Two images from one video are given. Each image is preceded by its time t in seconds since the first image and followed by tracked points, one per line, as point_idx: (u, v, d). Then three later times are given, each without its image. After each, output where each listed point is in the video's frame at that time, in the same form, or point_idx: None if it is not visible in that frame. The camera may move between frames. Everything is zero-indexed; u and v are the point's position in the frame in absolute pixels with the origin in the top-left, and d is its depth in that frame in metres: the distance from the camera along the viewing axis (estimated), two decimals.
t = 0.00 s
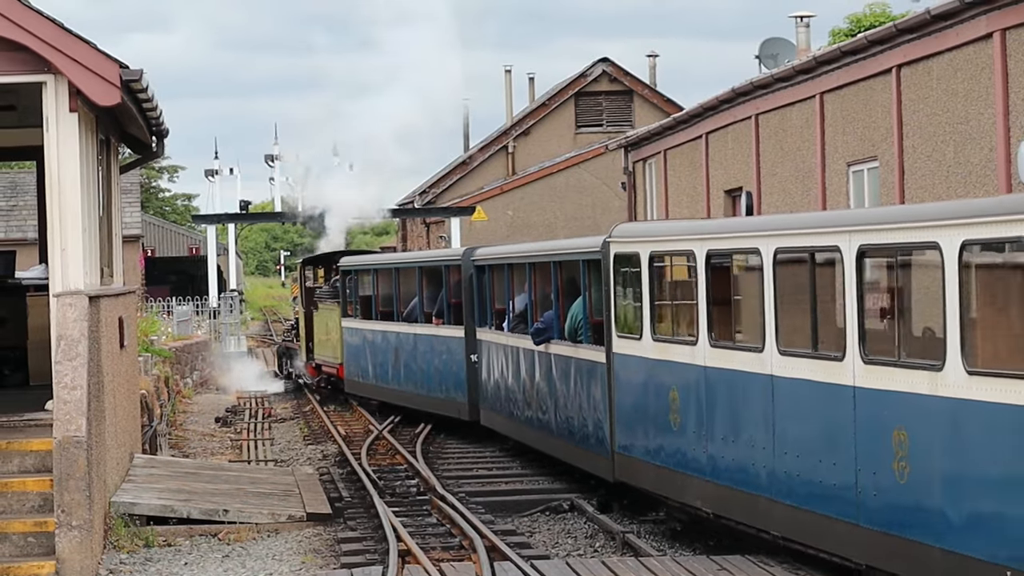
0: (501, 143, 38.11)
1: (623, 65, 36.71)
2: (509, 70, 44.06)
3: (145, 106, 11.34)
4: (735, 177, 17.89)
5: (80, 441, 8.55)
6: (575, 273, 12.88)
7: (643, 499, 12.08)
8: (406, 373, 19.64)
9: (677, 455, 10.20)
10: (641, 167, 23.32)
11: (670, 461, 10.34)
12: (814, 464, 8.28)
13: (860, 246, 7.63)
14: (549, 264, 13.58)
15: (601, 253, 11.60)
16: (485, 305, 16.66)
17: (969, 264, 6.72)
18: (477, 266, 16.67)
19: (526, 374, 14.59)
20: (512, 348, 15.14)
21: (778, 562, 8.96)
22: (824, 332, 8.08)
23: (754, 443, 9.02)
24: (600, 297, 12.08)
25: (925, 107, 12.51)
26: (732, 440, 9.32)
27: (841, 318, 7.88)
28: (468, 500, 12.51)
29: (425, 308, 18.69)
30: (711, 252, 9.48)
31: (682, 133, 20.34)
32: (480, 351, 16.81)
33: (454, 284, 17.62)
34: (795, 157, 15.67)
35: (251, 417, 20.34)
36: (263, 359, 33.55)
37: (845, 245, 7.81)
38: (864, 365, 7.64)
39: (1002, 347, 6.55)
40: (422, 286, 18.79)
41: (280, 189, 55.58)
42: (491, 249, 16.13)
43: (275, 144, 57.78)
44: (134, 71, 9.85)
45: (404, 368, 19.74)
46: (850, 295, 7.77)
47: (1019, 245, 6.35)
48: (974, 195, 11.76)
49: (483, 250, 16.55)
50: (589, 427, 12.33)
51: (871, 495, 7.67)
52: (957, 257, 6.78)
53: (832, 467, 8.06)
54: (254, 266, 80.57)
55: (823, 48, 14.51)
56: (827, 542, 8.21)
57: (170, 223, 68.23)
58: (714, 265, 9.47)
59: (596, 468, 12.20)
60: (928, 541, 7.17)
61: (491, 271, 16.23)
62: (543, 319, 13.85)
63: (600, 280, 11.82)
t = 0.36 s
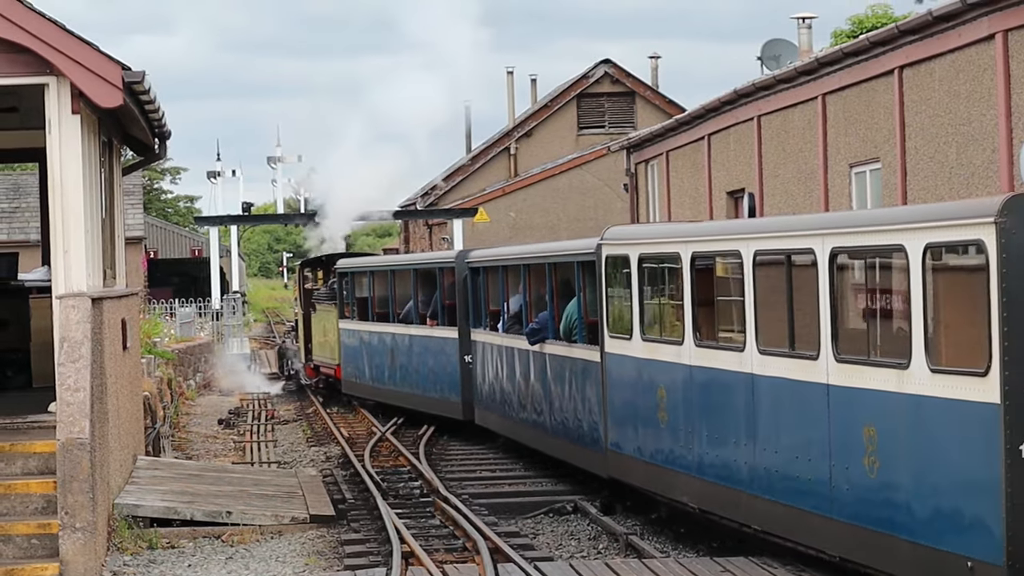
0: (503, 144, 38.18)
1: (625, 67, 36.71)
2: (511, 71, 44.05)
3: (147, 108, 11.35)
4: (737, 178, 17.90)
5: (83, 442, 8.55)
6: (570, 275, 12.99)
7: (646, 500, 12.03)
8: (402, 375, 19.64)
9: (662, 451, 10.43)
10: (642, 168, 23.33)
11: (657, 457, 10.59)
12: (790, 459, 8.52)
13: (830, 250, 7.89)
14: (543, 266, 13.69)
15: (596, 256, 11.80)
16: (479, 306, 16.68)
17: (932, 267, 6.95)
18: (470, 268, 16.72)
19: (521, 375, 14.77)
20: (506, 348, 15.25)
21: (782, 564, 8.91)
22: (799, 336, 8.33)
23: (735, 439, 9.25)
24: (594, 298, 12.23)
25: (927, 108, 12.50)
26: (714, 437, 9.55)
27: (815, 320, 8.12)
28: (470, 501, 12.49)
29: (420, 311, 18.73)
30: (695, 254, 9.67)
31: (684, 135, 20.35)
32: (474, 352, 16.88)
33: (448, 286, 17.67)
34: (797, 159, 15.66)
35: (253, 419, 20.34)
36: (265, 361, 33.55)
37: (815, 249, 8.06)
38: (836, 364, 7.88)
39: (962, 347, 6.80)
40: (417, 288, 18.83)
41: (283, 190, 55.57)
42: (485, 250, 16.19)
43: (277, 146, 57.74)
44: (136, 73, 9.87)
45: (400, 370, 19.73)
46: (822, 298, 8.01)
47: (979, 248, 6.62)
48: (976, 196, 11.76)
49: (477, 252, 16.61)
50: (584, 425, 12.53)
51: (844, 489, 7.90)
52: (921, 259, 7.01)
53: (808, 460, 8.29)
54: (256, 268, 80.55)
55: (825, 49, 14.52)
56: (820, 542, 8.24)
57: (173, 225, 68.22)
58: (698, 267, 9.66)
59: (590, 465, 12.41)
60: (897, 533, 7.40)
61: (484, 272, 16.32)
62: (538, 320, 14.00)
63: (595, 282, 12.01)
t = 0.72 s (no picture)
0: (508, 146, 38.24)
1: (629, 68, 36.71)
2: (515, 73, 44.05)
3: (152, 109, 11.33)
4: (741, 179, 17.89)
5: (87, 444, 8.60)
6: (565, 275, 13.11)
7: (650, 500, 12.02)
8: (400, 376, 19.65)
9: (652, 448, 10.71)
10: (646, 170, 23.32)
11: (646, 455, 10.87)
12: (770, 455, 8.80)
13: (807, 251, 8.16)
14: (540, 267, 13.78)
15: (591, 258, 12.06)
16: (474, 306, 16.70)
17: (901, 268, 7.22)
18: (466, 269, 16.79)
19: (513, 373, 14.97)
20: (502, 349, 15.34)
21: (785, 564, 8.93)
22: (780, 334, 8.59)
23: (720, 435, 9.52)
24: (590, 298, 12.34)
25: (931, 109, 12.49)
26: (700, 435, 9.83)
27: (793, 320, 8.39)
28: (476, 503, 12.50)
29: (416, 312, 18.77)
30: (683, 256, 9.93)
31: (688, 136, 20.32)
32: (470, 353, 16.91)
33: (444, 287, 17.69)
34: (801, 160, 15.65)
35: (257, 420, 20.34)
36: (270, 362, 33.55)
37: (794, 251, 8.34)
38: (813, 362, 8.17)
39: (926, 346, 7.08)
40: (414, 289, 18.87)
41: (286, 191, 55.59)
42: (481, 252, 16.22)
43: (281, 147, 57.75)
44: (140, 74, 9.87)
45: (398, 370, 19.74)
46: (799, 297, 8.30)
47: (942, 251, 6.88)
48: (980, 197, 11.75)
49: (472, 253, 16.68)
50: (578, 424, 12.76)
51: (820, 483, 8.20)
52: (890, 262, 7.29)
53: (787, 456, 8.58)
54: (260, 269, 80.56)
55: (829, 50, 14.50)
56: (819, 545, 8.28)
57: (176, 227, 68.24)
58: (686, 268, 9.92)
59: (585, 463, 12.66)
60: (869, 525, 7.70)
61: (480, 274, 16.36)
62: (534, 320, 14.11)
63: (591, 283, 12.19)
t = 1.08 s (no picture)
0: (513, 148, 37.99)
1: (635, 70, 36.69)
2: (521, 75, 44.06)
3: (157, 112, 11.33)
4: (746, 181, 17.87)
5: (93, 447, 8.59)
6: (563, 278, 13.27)
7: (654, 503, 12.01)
8: (399, 376, 19.67)
9: (645, 446, 10.91)
10: (652, 172, 23.31)
11: (639, 453, 11.09)
12: (756, 452, 9.02)
13: (789, 256, 8.39)
14: (538, 269, 13.90)
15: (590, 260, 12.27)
16: (471, 309, 16.81)
17: (873, 270, 7.47)
18: (464, 272, 16.88)
19: (508, 375, 15.19)
20: (500, 350, 15.43)
21: (790, 567, 8.90)
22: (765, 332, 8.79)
23: (708, 433, 9.73)
24: (589, 299, 12.57)
25: (936, 111, 12.47)
26: (689, 433, 10.05)
27: (774, 320, 8.64)
28: (481, 505, 12.51)
29: (414, 313, 18.86)
30: (673, 258, 10.15)
31: (693, 138, 20.31)
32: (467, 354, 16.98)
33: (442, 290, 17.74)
34: (806, 162, 15.63)
35: (263, 423, 20.35)
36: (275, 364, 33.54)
37: (777, 253, 8.55)
38: (792, 361, 8.44)
39: (897, 346, 7.30)
40: (413, 291, 18.93)
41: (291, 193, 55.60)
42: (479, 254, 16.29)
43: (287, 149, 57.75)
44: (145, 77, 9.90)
45: (397, 371, 19.77)
46: (778, 299, 8.54)
47: (909, 254, 7.10)
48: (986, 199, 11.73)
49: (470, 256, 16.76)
50: (576, 423, 12.95)
51: (801, 480, 8.43)
52: (862, 265, 7.56)
53: (771, 452, 8.79)
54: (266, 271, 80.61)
55: (834, 53, 14.48)
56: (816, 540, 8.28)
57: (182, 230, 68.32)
58: (676, 271, 10.14)
59: (582, 461, 12.87)
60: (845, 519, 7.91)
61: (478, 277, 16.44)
62: (532, 322, 14.20)
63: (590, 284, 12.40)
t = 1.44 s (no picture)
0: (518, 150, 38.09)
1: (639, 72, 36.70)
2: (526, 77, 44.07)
3: (161, 114, 11.32)
4: (750, 183, 17.86)
5: (97, 449, 8.58)
6: (558, 280, 13.39)
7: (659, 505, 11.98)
8: (398, 377, 19.69)
9: (637, 442, 11.14)
10: (656, 174, 23.29)
11: (631, 451, 11.32)
12: (739, 449, 9.27)
13: (771, 258, 8.62)
14: (534, 272, 14.02)
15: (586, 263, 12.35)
16: (467, 310, 16.90)
17: (846, 272, 7.73)
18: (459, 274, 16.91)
19: (502, 375, 15.42)
20: (496, 351, 15.57)
21: (795, 568, 8.89)
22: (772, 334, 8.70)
23: (695, 431, 9.98)
24: (585, 302, 12.66)
25: (940, 113, 12.46)
26: (678, 431, 10.28)
27: (756, 321, 8.88)
28: (485, 506, 12.51)
29: (412, 315, 18.96)
30: (663, 261, 10.32)
31: (697, 140, 20.29)
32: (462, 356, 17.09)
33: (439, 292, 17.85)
34: (811, 164, 15.61)
35: (267, 425, 20.34)
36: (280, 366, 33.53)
37: (760, 254, 8.77)
38: (773, 360, 8.68)
39: (869, 345, 7.54)
40: (410, 293, 19.03)
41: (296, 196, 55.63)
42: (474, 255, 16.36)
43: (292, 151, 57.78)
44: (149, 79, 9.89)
45: (396, 373, 19.81)
46: (762, 301, 8.77)
47: (878, 257, 7.35)
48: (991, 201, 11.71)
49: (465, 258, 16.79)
50: (571, 422, 13.15)
51: (783, 477, 8.67)
52: (836, 268, 7.81)
53: (755, 449, 9.04)
54: (270, 273, 80.65)
55: (838, 54, 14.47)
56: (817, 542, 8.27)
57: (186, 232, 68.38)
58: (666, 273, 10.31)
59: (579, 461, 13.08)
60: (823, 514, 8.17)
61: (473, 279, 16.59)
62: (528, 323, 14.38)
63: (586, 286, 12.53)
